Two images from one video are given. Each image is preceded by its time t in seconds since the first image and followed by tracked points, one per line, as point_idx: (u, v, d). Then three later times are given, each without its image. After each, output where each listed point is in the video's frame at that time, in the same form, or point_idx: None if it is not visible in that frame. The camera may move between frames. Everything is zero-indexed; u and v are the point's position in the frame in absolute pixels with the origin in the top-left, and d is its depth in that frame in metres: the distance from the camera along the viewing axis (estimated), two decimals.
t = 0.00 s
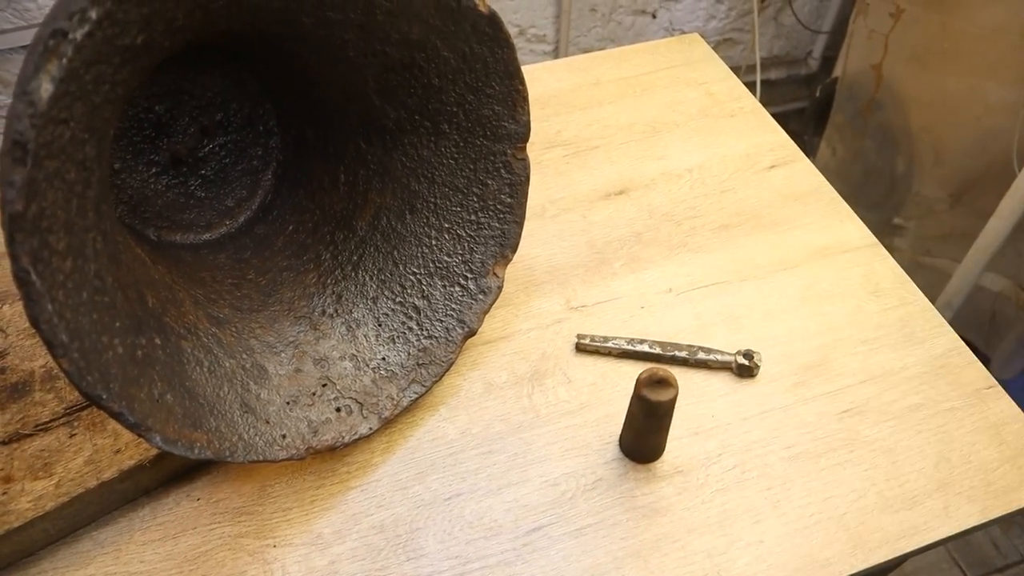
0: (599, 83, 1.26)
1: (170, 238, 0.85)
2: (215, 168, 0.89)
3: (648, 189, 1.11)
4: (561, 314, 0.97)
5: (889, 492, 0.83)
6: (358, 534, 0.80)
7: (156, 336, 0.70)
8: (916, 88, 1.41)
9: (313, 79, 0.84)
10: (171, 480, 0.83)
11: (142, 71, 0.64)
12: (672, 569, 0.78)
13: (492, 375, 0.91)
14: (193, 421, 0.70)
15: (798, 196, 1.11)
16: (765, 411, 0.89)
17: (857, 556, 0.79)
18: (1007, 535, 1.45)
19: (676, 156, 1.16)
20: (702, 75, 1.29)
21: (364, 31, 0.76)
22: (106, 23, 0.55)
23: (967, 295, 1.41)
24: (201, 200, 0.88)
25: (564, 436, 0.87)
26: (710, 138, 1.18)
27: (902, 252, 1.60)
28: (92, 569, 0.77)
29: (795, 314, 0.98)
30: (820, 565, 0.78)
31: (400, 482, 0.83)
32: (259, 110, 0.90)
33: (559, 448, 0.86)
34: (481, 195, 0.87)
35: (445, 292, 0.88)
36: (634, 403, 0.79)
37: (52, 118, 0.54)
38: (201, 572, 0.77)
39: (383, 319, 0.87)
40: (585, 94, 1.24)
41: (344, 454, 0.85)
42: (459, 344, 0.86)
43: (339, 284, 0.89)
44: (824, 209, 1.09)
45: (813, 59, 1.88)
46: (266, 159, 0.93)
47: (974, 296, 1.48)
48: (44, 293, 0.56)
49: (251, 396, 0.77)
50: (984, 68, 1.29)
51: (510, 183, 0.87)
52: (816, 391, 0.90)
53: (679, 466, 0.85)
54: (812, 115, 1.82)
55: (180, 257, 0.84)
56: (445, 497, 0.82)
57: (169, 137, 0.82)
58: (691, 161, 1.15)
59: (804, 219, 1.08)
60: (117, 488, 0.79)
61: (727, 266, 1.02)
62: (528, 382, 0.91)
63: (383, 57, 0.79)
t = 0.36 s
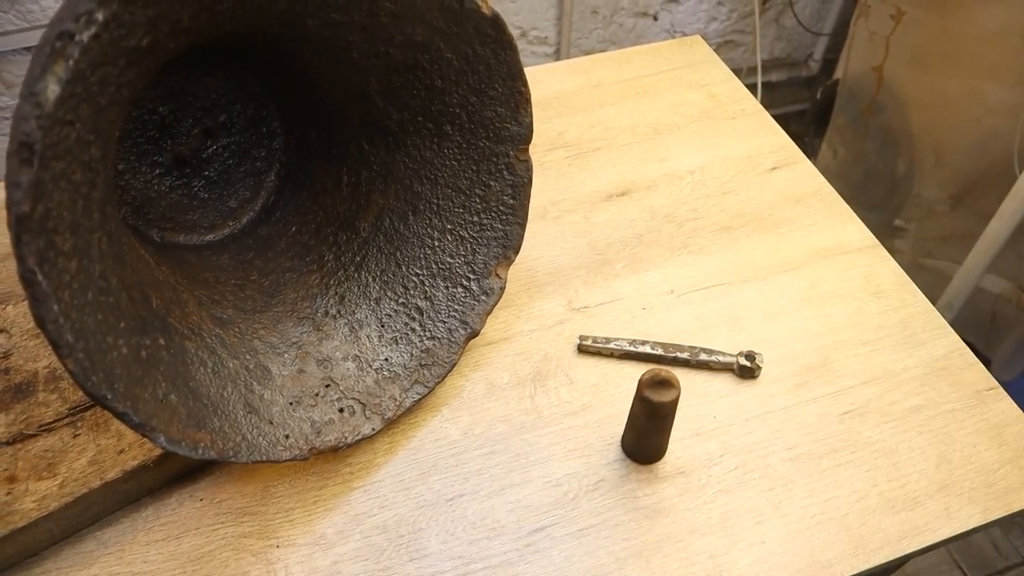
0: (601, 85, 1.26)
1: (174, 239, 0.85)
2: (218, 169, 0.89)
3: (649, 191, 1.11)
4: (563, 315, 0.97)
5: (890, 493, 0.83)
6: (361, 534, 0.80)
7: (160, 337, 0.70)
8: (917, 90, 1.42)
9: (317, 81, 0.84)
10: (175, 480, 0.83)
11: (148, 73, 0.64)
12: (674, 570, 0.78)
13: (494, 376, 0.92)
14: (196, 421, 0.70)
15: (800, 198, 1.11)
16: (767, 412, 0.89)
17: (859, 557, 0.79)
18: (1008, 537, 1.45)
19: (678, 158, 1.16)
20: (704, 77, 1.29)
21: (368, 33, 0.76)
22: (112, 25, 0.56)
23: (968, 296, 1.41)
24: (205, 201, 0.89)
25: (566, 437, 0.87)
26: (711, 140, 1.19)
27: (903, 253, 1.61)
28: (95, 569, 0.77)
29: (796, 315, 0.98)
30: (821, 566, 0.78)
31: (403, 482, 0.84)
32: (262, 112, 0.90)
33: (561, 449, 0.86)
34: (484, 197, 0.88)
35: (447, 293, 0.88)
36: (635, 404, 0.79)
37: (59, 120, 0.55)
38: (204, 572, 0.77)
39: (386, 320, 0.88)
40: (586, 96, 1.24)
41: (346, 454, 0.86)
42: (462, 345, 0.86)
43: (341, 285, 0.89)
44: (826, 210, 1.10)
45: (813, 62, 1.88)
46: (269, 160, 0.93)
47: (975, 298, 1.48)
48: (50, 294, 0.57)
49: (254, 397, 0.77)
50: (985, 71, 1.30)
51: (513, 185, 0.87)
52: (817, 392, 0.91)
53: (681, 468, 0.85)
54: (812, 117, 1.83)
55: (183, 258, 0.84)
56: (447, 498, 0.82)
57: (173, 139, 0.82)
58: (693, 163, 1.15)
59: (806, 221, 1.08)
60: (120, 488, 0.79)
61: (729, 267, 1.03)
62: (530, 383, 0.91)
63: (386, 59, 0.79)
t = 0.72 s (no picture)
0: (601, 86, 1.26)
1: (175, 239, 0.85)
2: (220, 170, 0.89)
3: (649, 192, 1.12)
4: (564, 316, 0.97)
5: (890, 493, 0.83)
6: (362, 534, 0.80)
7: (163, 337, 0.70)
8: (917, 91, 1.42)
9: (319, 82, 0.85)
10: (177, 480, 0.84)
11: (150, 74, 0.64)
12: (674, 569, 0.78)
13: (495, 376, 0.92)
14: (198, 421, 0.71)
15: (800, 199, 1.11)
16: (767, 412, 0.89)
17: (859, 557, 0.79)
18: (1008, 538, 1.45)
19: (678, 159, 1.16)
20: (704, 79, 1.29)
21: (369, 34, 0.77)
22: (116, 27, 0.56)
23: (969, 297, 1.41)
24: (206, 202, 0.89)
25: (566, 437, 0.87)
26: (712, 141, 1.19)
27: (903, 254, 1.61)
28: (97, 569, 0.77)
29: (796, 316, 0.98)
30: (821, 566, 0.78)
31: (404, 483, 0.84)
32: (264, 113, 0.90)
33: (562, 449, 0.86)
34: (485, 198, 0.88)
35: (448, 294, 0.88)
36: (635, 404, 0.80)
37: (63, 121, 0.55)
38: (206, 572, 0.78)
39: (387, 320, 0.88)
40: (586, 97, 1.24)
41: (348, 454, 0.86)
42: (463, 346, 0.87)
43: (343, 285, 0.89)
44: (826, 211, 1.10)
45: (813, 63, 1.88)
46: (271, 161, 0.93)
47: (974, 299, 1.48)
48: (54, 294, 0.57)
49: (256, 397, 0.78)
50: (985, 73, 1.30)
51: (513, 185, 0.87)
52: (817, 392, 0.91)
53: (681, 467, 0.85)
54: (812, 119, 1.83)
55: (185, 259, 0.84)
56: (448, 498, 0.83)
57: (175, 140, 0.83)
58: (693, 164, 1.16)
59: (805, 221, 1.09)
60: (122, 488, 0.79)
61: (728, 268, 1.03)
62: (530, 384, 0.91)
63: (387, 60, 0.80)
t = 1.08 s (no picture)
0: (601, 88, 1.27)
1: (176, 240, 0.86)
2: (220, 171, 0.89)
3: (649, 193, 1.12)
4: (564, 317, 0.97)
5: (890, 493, 0.84)
6: (363, 535, 0.80)
7: (163, 338, 0.71)
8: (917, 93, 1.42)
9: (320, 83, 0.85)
10: (178, 481, 0.84)
11: (151, 75, 0.65)
12: (675, 569, 0.78)
13: (495, 377, 0.92)
14: (199, 421, 0.71)
15: (799, 200, 1.12)
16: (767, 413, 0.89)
17: (859, 557, 0.79)
18: (1008, 538, 1.45)
19: (677, 160, 1.16)
20: (704, 80, 1.29)
21: (370, 36, 0.77)
22: (117, 28, 0.56)
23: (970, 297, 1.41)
24: (207, 203, 0.89)
25: (567, 438, 0.87)
26: (711, 143, 1.19)
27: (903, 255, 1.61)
28: (97, 570, 0.77)
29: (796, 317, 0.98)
30: (821, 566, 0.78)
31: (405, 483, 0.84)
32: (264, 114, 0.91)
33: (562, 450, 0.86)
34: (485, 199, 0.88)
35: (448, 294, 0.88)
36: (636, 404, 0.80)
37: (64, 122, 0.55)
38: (207, 572, 0.78)
39: (387, 321, 0.88)
40: (586, 99, 1.25)
41: (348, 455, 0.86)
42: (463, 347, 0.87)
43: (343, 286, 0.89)
44: (825, 212, 1.10)
45: (813, 64, 1.89)
46: (271, 162, 0.94)
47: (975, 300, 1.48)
48: (55, 294, 0.57)
49: (257, 397, 0.78)
50: (984, 75, 1.30)
51: (514, 186, 0.87)
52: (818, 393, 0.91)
53: (682, 468, 0.85)
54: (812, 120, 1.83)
55: (185, 259, 0.85)
56: (449, 498, 0.83)
57: (175, 141, 0.83)
58: (692, 165, 1.16)
59: (805, 223, 1.09)
60: (122, 489, 0.79)
61: (728, 269, 1.03)
62: (530, 385, 0.91)
63: (388, 62, 0.80)
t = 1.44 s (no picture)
0: (600, 88, 1.26)
1: (173, 240, 0.85)
2: (217, 171, 0.89)
3: (648, 194, 1.12)
4: (562, 317, 0.97)
5: (888, 494, 0.83)
6: (360, 535, 0.80)
7: (159, 338, 0.70)
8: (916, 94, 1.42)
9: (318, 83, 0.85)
10: (174, 482, 0.84)
11: (148, 75, 0.64)
12: (672, 570, 0.78)
13: (493, 378, 0.92)
14: (195, 422, 0.70)
15: (798, 200, 1.11)
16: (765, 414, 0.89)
17: (856, 558, 0.79)
18: (1006, 539, 1.45)
19: (676, 160, 1.16)
20: (703, 80, 1.29)
21: (368, 35, 0.77)
22: (113, 27, 0.56)
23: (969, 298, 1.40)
24: (204, 203, 0.89)
25: (565, 438, 0.87)
26: (710, 143, 1.19)
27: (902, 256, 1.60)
28: (93, 571, 0.77)
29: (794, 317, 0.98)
30: (819, 567, 0.78)
31: (402, 484, 0.84)
32: (262, 114, 0.90)
33: (560, 450, 0.86)
34: (483, 199, 0.88)
35: (445, 295, 0.88)
36: (634, 404, 0.79)
37: (59, 121, 0.55)
38: (203, 573, 0.78)
39: (384, 321, 0.88)
40: (585, 99, 1.24)
41: (345, 456, 0.86)
42: (461, 347, 0.86)
43: (340, 286, 0.89)
44: (824, 213, 1.10)
45: (812, 65, 1.89)
46: (268, 162, 0.93)
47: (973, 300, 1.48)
48: (50, 294, 0.57)
49: (253, 398, 0.78)
50: (983, 75, 1.30)
51: (511, 186, 0.87)
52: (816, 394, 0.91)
53: (680, 468, 0.85)
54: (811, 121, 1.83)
55: (182, 260, 0.84)
56: (446, 498, 0.83)
57: (172, 140, 0.83)
58: (691, 165, 1.16)
59: (803, 223, 1.09)
60: (119, 489, 0.79)
61: (727, 269, 1.03)
62: (528, 385, 0.91)
63: (386, 61, 0.80)
